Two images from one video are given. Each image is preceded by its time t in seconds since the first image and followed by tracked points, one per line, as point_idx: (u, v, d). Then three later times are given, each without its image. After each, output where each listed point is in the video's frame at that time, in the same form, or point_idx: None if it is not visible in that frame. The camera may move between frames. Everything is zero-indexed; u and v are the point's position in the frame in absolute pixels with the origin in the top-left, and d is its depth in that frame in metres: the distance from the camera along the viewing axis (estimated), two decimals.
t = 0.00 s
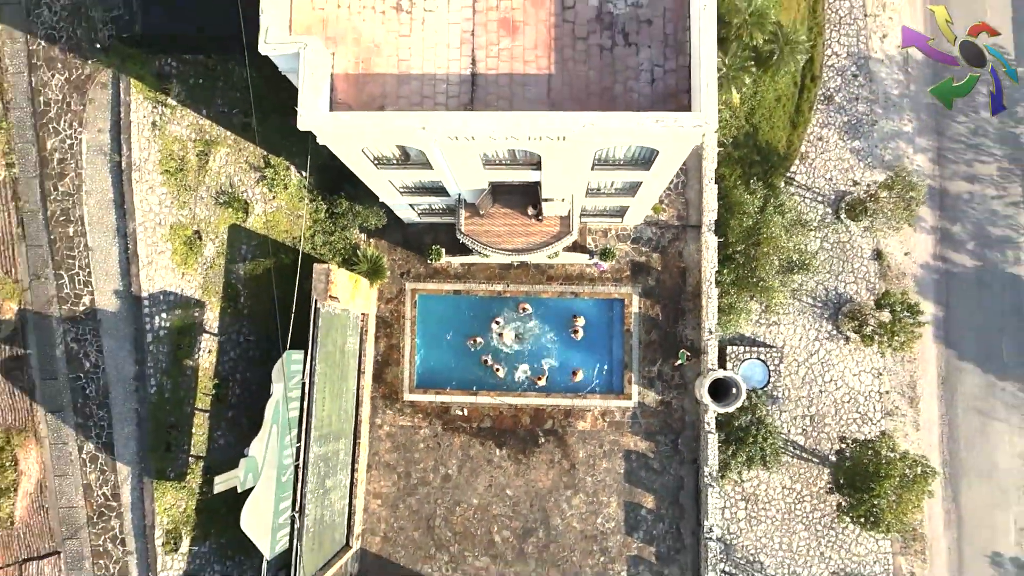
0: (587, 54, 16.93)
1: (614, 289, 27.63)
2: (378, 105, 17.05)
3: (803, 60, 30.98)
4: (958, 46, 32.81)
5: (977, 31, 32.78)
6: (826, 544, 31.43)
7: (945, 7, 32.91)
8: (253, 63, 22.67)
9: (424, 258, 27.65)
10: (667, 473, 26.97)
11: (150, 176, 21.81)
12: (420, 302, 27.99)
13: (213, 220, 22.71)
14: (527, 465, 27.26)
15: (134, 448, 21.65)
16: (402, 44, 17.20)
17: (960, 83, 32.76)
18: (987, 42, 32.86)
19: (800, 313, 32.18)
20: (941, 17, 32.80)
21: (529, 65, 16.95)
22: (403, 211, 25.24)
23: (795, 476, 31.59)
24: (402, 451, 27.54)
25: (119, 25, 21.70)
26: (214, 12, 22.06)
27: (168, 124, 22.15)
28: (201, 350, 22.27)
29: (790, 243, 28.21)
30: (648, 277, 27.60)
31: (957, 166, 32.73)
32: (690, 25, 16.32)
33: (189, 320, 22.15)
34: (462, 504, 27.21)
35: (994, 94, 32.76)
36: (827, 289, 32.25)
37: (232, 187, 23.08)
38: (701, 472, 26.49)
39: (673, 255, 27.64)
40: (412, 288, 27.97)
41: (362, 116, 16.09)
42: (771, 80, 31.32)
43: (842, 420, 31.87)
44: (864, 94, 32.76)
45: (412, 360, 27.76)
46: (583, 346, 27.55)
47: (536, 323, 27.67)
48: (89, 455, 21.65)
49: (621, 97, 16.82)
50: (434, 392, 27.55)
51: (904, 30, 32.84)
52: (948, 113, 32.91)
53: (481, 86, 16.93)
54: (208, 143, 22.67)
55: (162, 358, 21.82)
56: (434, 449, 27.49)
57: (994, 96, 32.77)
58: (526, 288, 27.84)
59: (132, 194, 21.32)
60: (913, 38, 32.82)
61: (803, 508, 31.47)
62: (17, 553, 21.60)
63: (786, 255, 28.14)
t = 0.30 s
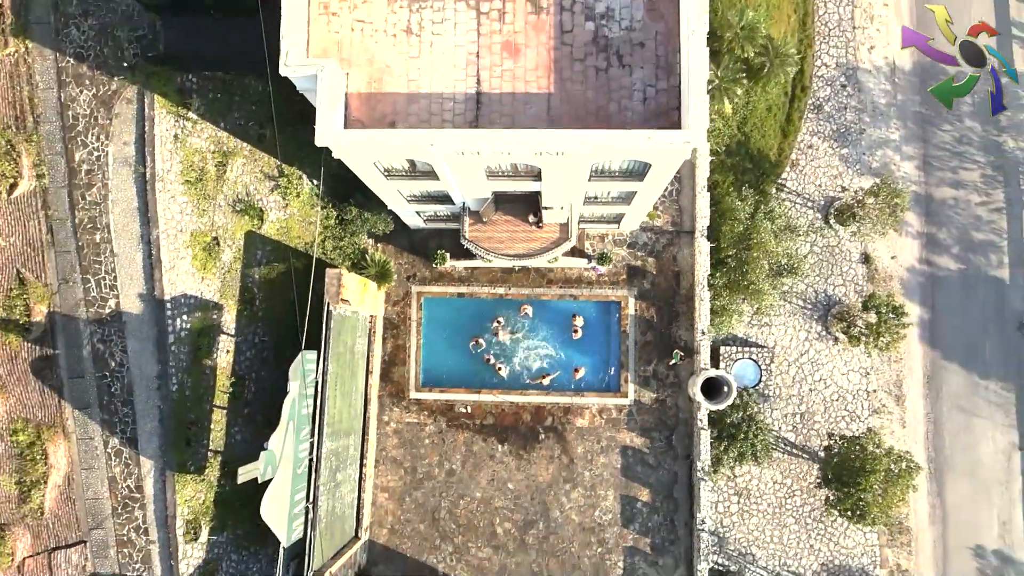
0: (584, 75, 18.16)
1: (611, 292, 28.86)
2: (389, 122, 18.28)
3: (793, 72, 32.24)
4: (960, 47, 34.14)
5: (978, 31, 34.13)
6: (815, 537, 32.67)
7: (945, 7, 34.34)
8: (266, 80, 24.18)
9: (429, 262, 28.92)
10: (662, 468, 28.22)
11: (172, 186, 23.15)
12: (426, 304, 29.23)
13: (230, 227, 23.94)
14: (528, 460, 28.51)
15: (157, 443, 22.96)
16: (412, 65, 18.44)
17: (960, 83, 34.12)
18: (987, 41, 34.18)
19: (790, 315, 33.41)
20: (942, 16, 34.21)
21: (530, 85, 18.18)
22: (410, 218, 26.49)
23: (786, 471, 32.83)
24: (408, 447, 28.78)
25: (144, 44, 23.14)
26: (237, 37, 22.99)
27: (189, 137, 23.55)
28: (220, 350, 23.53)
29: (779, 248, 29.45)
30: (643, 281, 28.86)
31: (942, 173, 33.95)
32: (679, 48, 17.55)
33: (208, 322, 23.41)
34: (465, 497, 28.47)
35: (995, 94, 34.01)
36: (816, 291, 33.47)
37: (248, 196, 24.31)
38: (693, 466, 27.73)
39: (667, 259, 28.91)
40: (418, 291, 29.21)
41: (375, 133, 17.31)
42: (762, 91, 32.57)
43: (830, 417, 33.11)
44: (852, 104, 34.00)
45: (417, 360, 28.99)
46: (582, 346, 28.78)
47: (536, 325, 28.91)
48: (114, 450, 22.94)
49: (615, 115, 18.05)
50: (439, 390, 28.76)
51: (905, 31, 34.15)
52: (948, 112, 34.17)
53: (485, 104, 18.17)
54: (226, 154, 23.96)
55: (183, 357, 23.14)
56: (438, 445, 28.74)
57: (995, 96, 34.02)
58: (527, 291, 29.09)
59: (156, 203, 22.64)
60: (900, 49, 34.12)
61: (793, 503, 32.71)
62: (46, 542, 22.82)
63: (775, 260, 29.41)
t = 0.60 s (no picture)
0: (582, 93, 19.44)
1: (609, 294, 30.12)
2: (399, 137, 19.57)
3: (782, 83, 33.56)
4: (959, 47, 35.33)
5: (978, 31, 35.24)
6: (805, 530, 33.94)
7: (943, 8, 35.28)
8: (279, 91, 25.44)
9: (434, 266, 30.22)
10: (657, 463, 29.51)
11: (192, 195, 24.68)
12: (431, 306, 30.47)
13: (246, 233, 25.22)
14: (528, 455, 29.79)
15: (178, 437, 24.34)
16: (421, 84, 19.72)
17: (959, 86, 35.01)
18: (987, 41, 35.46)
19: (781, 316, 34.69)
20: (941, 17, 34.98)
21: (531, 103, 19.46)
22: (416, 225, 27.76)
23: (777, 467, 34.12)
24: (414, 443, 30.07)
25: (166, 62, 25.01)
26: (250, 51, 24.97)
27: (208, 149, 24.99)
28: (236, 350, 24.70)
29: (768, 253, 30.75)
30: (639, 284, 30.15)
31: (928, 179, 35.22)
32: (670, 69, 18.85)
33: (225, 324, 24.71)
34: (469, 491, 29.75)
35: (996, 94, 34.96)
36: (806, 294, 34.73)
37: (263, 203, 25.58)
38: (687, 461, 28.99)
39: (662, 263, 30.20)
40: (423, 293, 30.46)
41: (387, 148, 18.61)
42: (753, 101, 33.88)
43: (820, 415, 34.38)
44: (841, 112, 35.27)
45: (422, 360, 30.20)
46: (581, 346, 30.03)
47: (537, 326, 30.14)
48: (137, 444, 24.32)
49: (611, 131, 19.33)
50: (443, 389, 29.98)
51: (905, 31, 35.34)
52: (947, 112, 35.43)
53: (489, 120, 19.46)
54: (242, 164, 25.31)
55: (202, 357, 24.52)
56: (443, 441, 30.02)
57: (995, 96, 34.92)
58: (528, 293, 30.37)
59: (177, 211, 24.31)
60: (888, 59, 35.44)
61: (784, 497, 34.01)
62: (73, 532, 24.18)
63: (764, 266, 30.83)
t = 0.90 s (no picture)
0: (580, 107, 20.51)
1: (607, 297, 31.20)
2: (406, 148, 20.64)
3: (774, 92, 34.65)
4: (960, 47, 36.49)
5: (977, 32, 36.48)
6: (797, 525, 35.01)
7: (944, 8, 36.63)
8: (291, 103, 26.70)
9: (438, 269, 31.29)
10: (653, 459, 30.57)
11: (207, 203, 25.79)
12: (435, 308, 31.52)
13: (258, 238, 26.30)
14: (529, 452, 30.86)
15: (193, 434, 25.42)
16: (427, 98, 20.80)
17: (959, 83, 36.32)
18: (987, 42, 36.63)
19: (774, 317, 35.76)
20: (942, 17, 36.41)
21: (531, 116, 20.55)
22: (421, 230, 28.83)
23: (769, 463, 35.23)
24: (418, 440, 31.14)
25: (184, 75, 26.19)
26: (261, 64, 26.30)
27: (223, 158, 26.18)
28: (249, 351, 25.83)
29: (760, 256, 31.79)
30: (636, 287, 31.21)
31: (916, 185, 36.29)
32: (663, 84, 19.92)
33: (238, 325, 25.81)
34: (471, 486, 30.82)
35: (995, 95, 36.07)
36: (799, 296, 35.80)
37: (274, 209, 26.63)
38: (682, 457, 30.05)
39: (658, 267, 31.28)
40: (427, 295, 31.50)
41: (395, 159, 19.67)
42: (747, 109, 35.00)
43: (812, 413, 35.44)
44: (832, 120, 36.32)
45: (427, 360, 31.24)
46: (580, 346, 31.05)
47: (537, 327, 31.15)
48: (155, 441, 25.39)
49: (607, 143, 20.40)
50: (447, 387, 31.02)
51: (906, 31, 36.41)
52: (940, 115, 36.54)
53: (492, 133, 20.53)
54: (255, 172, 26.45)
55: (216, 357, 25.62)
56: (447, 438, 31.09)
57: (995, 96, 36.06)
58: (529, 295, 31.41)
59: (193, 218, 25.41)
60: (878, 68, 36.54)
61: (777, 493, 35.11)
62: (93, 525, 25.23)
63: (756, 269, 31.77)
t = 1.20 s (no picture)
0: (579, 115, 21.17)
1: (606, 298, 31.84)
2: (411, 155, 21.31)
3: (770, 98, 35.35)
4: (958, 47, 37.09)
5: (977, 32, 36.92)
6: (793, 522, 35.65)
7: (944, 8, 36.99)
8: (297, 109, 27.41)
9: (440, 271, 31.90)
10: (651, 458, 31.21)
11: (216, 207, 26.52)
12: (437, 309, 32.19)
13: (265, 241, 27.01)
14: (529, 450, 31.51)
15: (202, 432, 26.08)
16: (432, 106, 21.46)
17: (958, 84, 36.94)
18: (987, 42, 37.07)
19: (770, 318, 36.40)
20: (942, 16, 36.75)
21: (532, 124, 21.21)
22: (424, 232, 29.44)
23: (765, 462, 35.88)
24: (421, 438, 31.79)
25: (193, 82, 26.95)
26: (266, 68, 27.28)
27: (231, 163, 26.94)
28: (257, 351, 26.54)
29: (755, 259, 32.42)
30: (634, 289, 31.86)
31: (910, 188, 36.94)
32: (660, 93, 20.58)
33: (246, 326, 26.52)
34: (473, 484, 31.48)
35: (994, 95, 36.57)
36: (794, 298, 36.43)
37: (281, 213, 27.27)
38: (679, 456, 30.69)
39: (656, 269, 31.95)
40: (429, 297, 32.19)
41: (400, 167, 20.37)
42: (743, 114, 35.71)
43: (807, 412, 36.10)
44: (827, 124, 36.98)
45: (429, 360, 31.94)
46: (579, 347, 31.71)
47: (537, 327, 31.82)
48: (165, 439, 26.06)
49: (605, 150, 21.07)
50: (448, 387, 31.71)
51: (906, 31, 37.01)
52: (933, 119, 37.15)
53: (494, 140, 21.19)
54: (262, 177, 27.14)
55: (225, 357, 26.31)
56: (449, 437, 31.72)
57: (994, 96, 36.56)
58: (529, 297, 32.07)
59: (203, 222, 26.11)
60: (872, 73, 37.19)
61: (773, 491, 35.75)
62: (106, 520, 25.95)
63: (751, 271, 32.45)
